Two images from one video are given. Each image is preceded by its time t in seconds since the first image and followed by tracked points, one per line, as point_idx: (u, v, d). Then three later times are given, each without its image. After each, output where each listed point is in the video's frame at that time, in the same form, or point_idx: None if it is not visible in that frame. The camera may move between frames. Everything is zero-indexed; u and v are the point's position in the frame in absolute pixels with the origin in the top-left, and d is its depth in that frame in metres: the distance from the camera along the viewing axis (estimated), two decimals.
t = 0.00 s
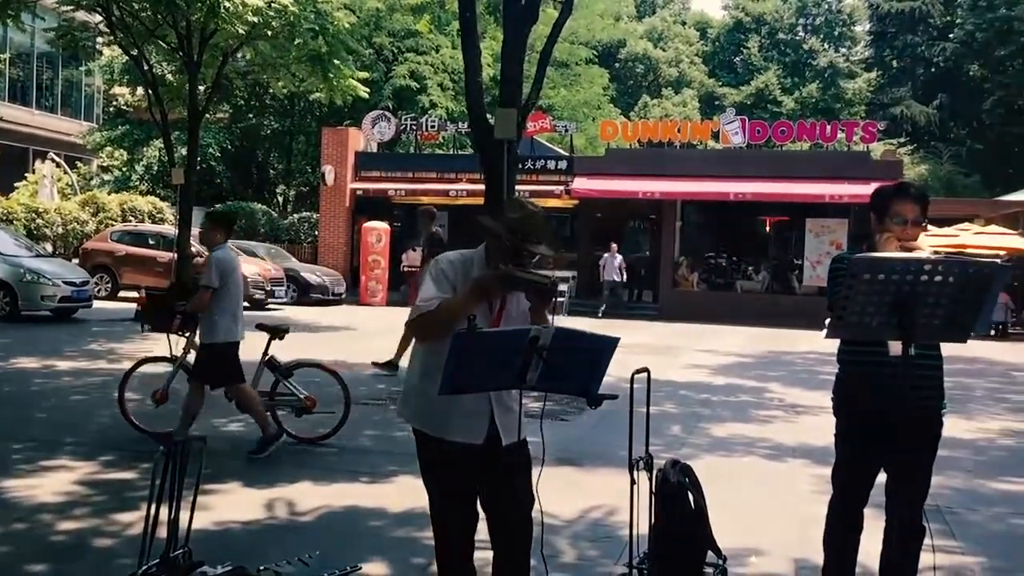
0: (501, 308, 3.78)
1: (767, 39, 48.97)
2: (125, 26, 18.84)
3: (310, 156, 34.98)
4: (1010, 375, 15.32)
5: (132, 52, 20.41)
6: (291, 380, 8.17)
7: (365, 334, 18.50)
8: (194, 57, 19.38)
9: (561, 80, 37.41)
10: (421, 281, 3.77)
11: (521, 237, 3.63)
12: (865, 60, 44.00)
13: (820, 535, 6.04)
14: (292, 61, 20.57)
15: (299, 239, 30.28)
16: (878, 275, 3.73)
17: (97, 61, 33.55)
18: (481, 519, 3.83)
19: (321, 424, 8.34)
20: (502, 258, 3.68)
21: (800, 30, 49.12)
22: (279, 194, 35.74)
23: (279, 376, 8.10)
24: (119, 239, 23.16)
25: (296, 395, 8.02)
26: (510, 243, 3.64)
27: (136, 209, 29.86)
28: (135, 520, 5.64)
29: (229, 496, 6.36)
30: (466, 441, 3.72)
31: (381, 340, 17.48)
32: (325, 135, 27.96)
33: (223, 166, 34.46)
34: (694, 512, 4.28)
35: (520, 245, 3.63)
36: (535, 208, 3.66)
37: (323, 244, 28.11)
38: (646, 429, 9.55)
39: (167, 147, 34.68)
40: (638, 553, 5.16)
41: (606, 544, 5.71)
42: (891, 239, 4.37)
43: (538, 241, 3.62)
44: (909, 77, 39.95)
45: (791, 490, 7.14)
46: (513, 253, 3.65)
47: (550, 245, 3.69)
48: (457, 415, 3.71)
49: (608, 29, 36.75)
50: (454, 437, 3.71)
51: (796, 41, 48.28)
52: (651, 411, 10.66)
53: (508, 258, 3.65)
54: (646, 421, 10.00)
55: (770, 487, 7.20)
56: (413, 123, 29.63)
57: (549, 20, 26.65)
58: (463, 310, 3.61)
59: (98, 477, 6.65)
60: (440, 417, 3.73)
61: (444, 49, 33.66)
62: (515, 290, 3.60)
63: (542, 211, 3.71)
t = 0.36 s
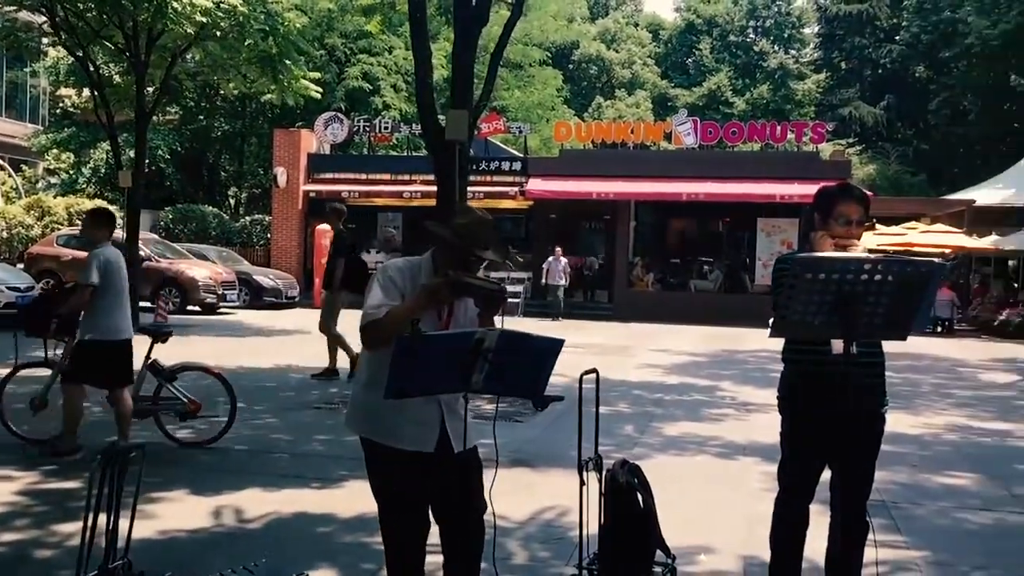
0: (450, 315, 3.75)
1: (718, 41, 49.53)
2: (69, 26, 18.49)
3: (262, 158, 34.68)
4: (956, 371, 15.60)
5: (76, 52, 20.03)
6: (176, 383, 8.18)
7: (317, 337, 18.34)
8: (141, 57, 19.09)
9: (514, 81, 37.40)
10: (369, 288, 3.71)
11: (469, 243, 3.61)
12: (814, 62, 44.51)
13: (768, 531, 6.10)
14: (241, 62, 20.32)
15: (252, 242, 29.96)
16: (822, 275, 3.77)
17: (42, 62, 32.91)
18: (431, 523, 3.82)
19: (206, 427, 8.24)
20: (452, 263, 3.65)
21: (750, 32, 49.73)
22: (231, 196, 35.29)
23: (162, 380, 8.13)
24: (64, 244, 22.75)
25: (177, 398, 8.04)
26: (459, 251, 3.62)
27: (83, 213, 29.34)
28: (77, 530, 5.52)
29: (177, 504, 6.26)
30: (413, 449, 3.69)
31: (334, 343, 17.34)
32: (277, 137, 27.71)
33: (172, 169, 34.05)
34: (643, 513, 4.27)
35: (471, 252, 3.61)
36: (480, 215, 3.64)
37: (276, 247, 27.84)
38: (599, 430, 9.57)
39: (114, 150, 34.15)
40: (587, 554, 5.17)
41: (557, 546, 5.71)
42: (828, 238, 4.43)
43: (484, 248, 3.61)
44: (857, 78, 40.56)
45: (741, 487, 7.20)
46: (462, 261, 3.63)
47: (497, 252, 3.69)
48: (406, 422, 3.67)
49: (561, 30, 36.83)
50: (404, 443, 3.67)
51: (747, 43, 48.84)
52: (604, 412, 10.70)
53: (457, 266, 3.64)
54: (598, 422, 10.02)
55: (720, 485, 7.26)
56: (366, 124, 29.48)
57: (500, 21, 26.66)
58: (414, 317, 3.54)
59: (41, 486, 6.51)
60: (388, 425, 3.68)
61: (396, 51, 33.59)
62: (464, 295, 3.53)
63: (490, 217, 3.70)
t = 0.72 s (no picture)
0: (399, 307, 3.74)
1: (671, 45, 49.97)
2: (15, 30, 18.14)
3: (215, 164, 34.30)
4: (905, 370, 15.85)
5: (22, 57, 19.65)
6: (64, 394, 7.99)
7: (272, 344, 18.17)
8: (90, 62, 18.80)
9: (470, 85, 37.36)
10: (313, 295, 3.70)
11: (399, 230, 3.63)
12: (766, 67, 45.02)
13: (720, 532, 6.15)
14: (192, 67, 20.08)
15: (205, 249, 29.65)
16: (766, 278, 3.81)
17: None
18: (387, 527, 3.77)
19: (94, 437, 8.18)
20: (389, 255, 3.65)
21: (703, 37, 50.26)
22: (183, 203, 34.88)
23: (46, 390, 7.88)
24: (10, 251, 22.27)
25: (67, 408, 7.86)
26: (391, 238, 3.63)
27: (31, 220, 28.79)
28: (20, 545, 5.40)
29: (125, 515, 6.16)
30: (374, 448, 3.66)
31: (288, 350, 17.18)
32: (229, 142, 27.38)
33: (123, 175, 33.60)
34: (593, 514, 4.28)
35: (399, 239, 3.62)
36: (408, 203, 3.68)
37: (230, 253, 27.49)
38: (554, 433, 9.57)
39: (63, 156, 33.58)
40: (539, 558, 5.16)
41: (510, 551, 5.70)
42: (776, 242, 4.46)
43: (416, 233, 3.64)
44: (807, 83, 41.09)
45: (694, 489, 7.24)
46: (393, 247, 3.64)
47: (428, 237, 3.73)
48: (363, 422, 3.64)
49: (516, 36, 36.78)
50: (363, 443, 3.64)
51: (700, 48, 49.32)
52: (559, 416, 10.72)
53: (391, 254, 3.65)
54: (553, 425, 10.03)
55: (673, 487, 7.30)
56: (320, 129, 29.28)
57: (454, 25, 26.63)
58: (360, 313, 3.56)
59: None
60: (348, 425, 3.65)
61: (350, 55, 33.41)
62: (405, 282, 3.60)
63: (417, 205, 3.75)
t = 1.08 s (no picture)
0: (342, 312, 3.68)
1: (617, 51, 50.37)
2: None
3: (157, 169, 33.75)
4: (845, 370, 16.12)
5: None
6: None
7: (216, 353, 17.93)
8: (26, 66, 18.41)
9: (416, 90, 37.29)
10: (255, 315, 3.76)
11: (319, 241, 3.66)
12: (710, 72, 45.55)
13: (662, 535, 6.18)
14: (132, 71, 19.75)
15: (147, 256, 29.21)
16: (701, 282, 3.91)
17: None
18: (336, 538, 3.70)
19: None
20: (317, 267, 3.69)
21: (648, 43, 50.76)
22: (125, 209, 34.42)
23: None
24: None
25: None
26: (314, 252, 3.68)
27: None
28: None
29: (59, 530, 6.02)
30: (333, 451, 3.63)
31: (232, 359, 16.96)
32: (171, 148, 27.02)
33: (62, 181, 32.98)
34: (534, 517, 4.29)
35: (319, 250, 3.65)
36: (328, 214, 3.70)
37: (172, 260, 27.00)
38: (500, 438, 9.57)
39: None
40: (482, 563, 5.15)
41: (453, 558, 5.68)
42: (715, 249, 4.50)
43: (338, 239, 3.65)
44: (751, 89, 41.63)
45: (637, 491, 7.29)
46: (319, 260, 3.67)
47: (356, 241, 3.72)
48: (320, 426, 3.61)
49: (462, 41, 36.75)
50: (322, 447, 3.62)
51: (645, 54, 49.78)
52: (506, 421, 10.72)
53: (321, 266, 3.68)
54: (499, 430, 10.03)
55: (618, 490, 7.33)
56: (264, 134, 28.96)
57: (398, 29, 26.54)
58: (291, 327, 3.59)
59: None
60: (306, 429, 3.62)
61: (294, 60, 33.08)
62: (334, 292, 3.63)
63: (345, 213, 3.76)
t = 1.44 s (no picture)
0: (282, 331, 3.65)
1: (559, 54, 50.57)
2: None
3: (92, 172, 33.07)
4: (783, 369, 16.36)
5: None
6: None
7: (152, 359, 17.60)
8: None
9: (358, 92, 36.98)
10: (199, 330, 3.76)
11: (251, 265, 3.62)
12: (651, 76, 45.95)
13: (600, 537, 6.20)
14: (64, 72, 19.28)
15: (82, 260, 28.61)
16: (633, 283, 3.96)
17: None
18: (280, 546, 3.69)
19: None
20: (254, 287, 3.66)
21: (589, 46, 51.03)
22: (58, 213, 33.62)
23: None
24: None
25: None
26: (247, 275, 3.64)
27: None
28: None
29: None
30: (271, 462, 3.60)
31: (169, 365, 16.63)
32: (106, 150, 26.45)
33: None
34: (470, 519, 4.27)
35: (249, 276, 3.62)
36: (260, 232, 3.63)
37: (107, 265, 26.43)
38: (440, 442, 9.53)
39: None
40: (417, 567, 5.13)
41: (390, 563, 5.64)
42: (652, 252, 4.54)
43: (267, 263, 3.60)
44: (690, 92, 42.00)
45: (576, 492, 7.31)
46: (252, 285, 3.65)
47: (289, 260, 3.65)
48: (258, 438, 3.59)
49: (404, 42, 36.54)
50: (261, 458, 3.59)
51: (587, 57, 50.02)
52: (447, 424, 10.68)
53: (257, 289, 3.66)
54: (440, 434, 9.99)
55: (556, 492, 7.34)
56: (201, 136, 28.52)
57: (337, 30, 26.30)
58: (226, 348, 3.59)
59: None
60: (247, 441, 3.60)
61: (231, 60, 32.61)
62: (265, 315, 3.60)
63: (281, 232, 3.67)
